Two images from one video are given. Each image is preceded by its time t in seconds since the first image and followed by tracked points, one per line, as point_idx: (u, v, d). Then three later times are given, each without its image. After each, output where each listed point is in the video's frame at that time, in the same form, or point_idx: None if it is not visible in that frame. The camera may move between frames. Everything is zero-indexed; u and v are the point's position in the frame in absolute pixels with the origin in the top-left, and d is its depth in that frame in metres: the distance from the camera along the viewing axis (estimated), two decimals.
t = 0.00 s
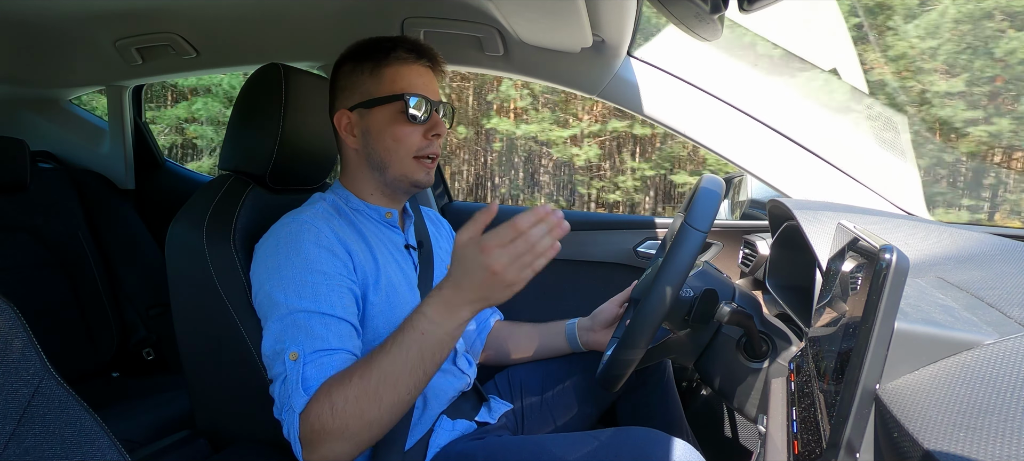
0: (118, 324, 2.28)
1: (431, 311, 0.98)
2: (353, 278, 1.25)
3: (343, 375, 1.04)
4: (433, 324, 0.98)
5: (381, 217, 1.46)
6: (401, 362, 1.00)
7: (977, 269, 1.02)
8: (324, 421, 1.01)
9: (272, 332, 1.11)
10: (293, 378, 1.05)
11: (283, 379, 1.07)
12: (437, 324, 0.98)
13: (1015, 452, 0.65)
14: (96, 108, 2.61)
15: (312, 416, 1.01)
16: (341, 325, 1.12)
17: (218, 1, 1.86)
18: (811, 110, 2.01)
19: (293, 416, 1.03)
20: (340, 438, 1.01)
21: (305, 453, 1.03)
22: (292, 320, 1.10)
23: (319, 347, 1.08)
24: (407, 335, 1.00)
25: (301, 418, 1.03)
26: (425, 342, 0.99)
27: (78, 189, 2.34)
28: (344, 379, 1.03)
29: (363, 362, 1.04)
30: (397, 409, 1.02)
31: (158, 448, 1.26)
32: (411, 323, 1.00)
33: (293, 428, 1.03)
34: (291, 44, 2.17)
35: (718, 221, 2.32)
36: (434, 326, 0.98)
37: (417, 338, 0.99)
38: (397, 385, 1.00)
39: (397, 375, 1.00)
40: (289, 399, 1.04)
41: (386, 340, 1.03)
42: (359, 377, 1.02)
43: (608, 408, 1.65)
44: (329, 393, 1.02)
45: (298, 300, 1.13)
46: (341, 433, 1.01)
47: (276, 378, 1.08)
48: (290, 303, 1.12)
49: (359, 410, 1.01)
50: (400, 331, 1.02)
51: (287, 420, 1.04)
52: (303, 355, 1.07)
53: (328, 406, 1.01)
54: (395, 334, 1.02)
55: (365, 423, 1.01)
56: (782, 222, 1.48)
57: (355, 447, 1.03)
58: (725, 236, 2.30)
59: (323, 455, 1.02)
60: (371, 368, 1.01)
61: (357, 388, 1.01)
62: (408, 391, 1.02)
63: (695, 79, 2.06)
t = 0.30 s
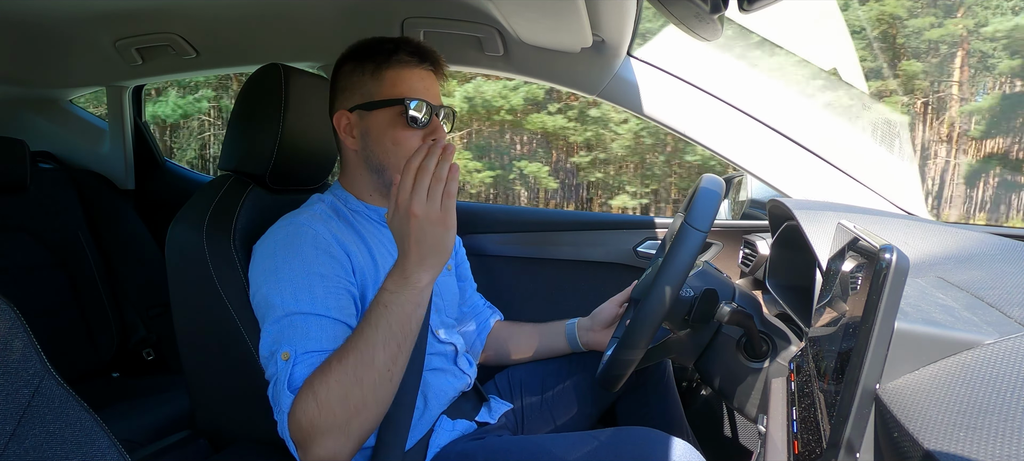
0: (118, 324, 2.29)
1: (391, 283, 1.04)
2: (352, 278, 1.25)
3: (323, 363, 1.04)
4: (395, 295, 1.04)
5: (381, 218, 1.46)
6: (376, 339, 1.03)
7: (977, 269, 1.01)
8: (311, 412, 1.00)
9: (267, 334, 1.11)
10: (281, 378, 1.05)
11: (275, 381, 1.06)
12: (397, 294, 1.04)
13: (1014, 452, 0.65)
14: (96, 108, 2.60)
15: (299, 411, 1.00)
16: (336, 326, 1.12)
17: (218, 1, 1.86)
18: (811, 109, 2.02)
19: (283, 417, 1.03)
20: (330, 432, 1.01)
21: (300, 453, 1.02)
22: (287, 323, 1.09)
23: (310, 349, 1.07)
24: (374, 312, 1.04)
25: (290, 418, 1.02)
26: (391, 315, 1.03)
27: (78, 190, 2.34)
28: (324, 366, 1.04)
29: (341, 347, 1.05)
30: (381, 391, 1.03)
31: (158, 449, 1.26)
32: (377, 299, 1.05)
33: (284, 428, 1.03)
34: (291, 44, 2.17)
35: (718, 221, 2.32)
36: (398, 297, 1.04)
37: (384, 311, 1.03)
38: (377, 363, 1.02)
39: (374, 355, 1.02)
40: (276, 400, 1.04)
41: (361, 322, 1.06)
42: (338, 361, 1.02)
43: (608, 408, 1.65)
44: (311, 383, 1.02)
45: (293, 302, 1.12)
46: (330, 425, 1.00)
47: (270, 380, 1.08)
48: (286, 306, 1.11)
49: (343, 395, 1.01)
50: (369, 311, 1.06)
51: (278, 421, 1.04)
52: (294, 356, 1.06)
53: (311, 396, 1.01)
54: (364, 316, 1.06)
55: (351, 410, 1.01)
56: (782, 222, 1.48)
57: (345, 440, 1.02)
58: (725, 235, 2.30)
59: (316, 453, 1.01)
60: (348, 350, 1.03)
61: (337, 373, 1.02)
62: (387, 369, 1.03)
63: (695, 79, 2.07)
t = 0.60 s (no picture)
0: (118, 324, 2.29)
1: (445, 315, 1.03)
2: (353, 277, 1.25)
3: (350, 373, 1.04)
4: (444, 326, 1.02)
5: (381, 217, 1.46)
6: (411, 360, 1.02)
7: (977, 269, 1.01)
8: (332, 417, 1.00)
9: (274, 331, 1.11)
10: (296, 376, 1.04)
11: (286, 378, 1.06)
12: (448, 325, 1.02)
13: (1014, 452, 0.65)
14: (95, 108, 2.60)
15: (317, 414, 1.00)
16: (343, 323, 1.12)
17: (218, 2, 1.86)
18: (811, 112, 2.02)
19: (297, 414, 1.03)
20: (343, 436, 1.00)
21: (308, 452, 1.02)
22: (295, 319, 1.10)
23: (323, 346, 1.07)
24: (418, 334, 1.03)
25: (304, 417, 1.02)
26: (436, 341, 1.02)
27: (77, 190, 2.34)
28: (351, 376, 1.03)
29: (371, 359, 1.04)
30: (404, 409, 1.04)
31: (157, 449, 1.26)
32: (422, 323, 1.04)
33: (296, 426, 1.03)
34: (290, 44, 2.17)
35: (718, 221, 2.32)
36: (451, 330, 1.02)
37: (428, 338, 1.02)
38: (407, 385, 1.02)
39: (407, 374, 1.02)
40: (293, 396, 1.03)
41: (396, 339, 1.06)
42: (369, 374, 1.02)
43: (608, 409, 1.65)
44: (335, 389, 1.02)
45: (299, 299, 1.12)
46: (347, 431, 1.00)
47: (279, 377, 1.07)
48: (291, 303, 1.12)
49: (367, 407, 1.01)
50: (411, 331, 1.05)
51: (290, 418, 1.04)
52: (307, 353, 1.06)
53: (334, 402, 1.01)
54: (405, 334, 1.05)
55: (371, 421, 1.02)
56: (782, 222, 1.49)
57: (358, 446, 1.02)
58: (725, 235, 2.30)
59: (328, 454, 1.01)
60: (382, 366, 1.02)
61: (367, 385, 1.01)
62: (415, 390, 1.03)
63: (695, 79, 2.07)
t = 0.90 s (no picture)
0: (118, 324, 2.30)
1: (448, 319, 1.03)
2: (353, 278, 1.25)
3: (351, 375, 1.04)
4: (448, 330, 1.03)
5: (381, 218, 1.46)
6: (414, 363, 1.02)
7: (977, 269, 1.01)
8: (332, 419, 1.00)
9: (273, 333, 1.11)
10: (295, 378, 1.04)
11: (284, 380, 1.06)
12: (452, 329, 1.03)
13: (1014, 452, 0.64)
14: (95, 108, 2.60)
15: (317, 416, 1.00)
16: (341, 326, 1.12)
17: (218, 2, 1.86)
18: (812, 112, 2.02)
19: (295, 416, 1.02)
20: (342, 437, 1.00)
21: (306, 454, 1.02)
22: (294, 320, 1.09)
23: (321, 348, 1.07)
24: (420, 337, 1.03)
25: (303, 419, 1.02)
26: (439, 346, 1.03)
27: (77, 190, 2.34)
28: (351, 378, 1.03)
29: (373, 362, 1.05)
30: (405, 411, 1.04)
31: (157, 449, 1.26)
32: (427, 328, 1.04)
33: (294, 428, 1.02)
34: (291, 44, 2.17)
35: (718, 221, 2.33)
36: (456, 335, 1.03)
37: (432, 343, 1.03)
38: (409, 389, 1.02)
39: (409, 377, 1.02)
40: (292, 399, 1.03)
41: (399, 343, 1.06)
42: (371, 376, 1.02)
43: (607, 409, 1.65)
44: (336, 391, 1.02)
45: (298, 300, 1.12)
46: (347, 433, 1.00)
47: (277, 379, 1.07)
48: (290, 303, 1.12)
49: (369, 410, 1.01)
50: (414, 335, 1.05)
51: (287, 420, 1.03)
52: (304, 356, 1.06)
53: (335, 405, 1.00)
54: (408, 338, 1.05)
55: (371, 423, 1.01)
56: (782, 222, 1.49)
57: (356, 447, 1.02)
58: (725, 235, 2.30)
59: (326, 456, 1.01)
60: (384, 369, 1.02)
61: (368, 387, 1.01)
62: (417, 393, 1.03)
63: (695, 79, 2.06)
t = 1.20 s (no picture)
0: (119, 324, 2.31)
1: (448, 319, 1.03)
2: (353, 277, 1.25)
3: (351, 375, 1.04)
4: (448, 330, 1.03)
5: (381, 218, 1.46)
6: (414, 363, 1.02)
7: (977, 269, 1.01)
8: (333, 419, 1.00)
9: (274, 332, 1.11)
10: (295, 377, 1.04)
11: (284, 379, 1.06)
12: (452, 329, 1.03)
13: (1014, 452, 0.64)
14: (95, 108, 2.60)
15: (318, 415, 1.00)
16: (342, 326, 1.12)
17: (218, 2, 1.86)
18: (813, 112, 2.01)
19: (296, 416, 1.02)
20: (342, 437, 1.00)
21: (306, 453, 1.02)
22: (294, 320, 1.10)
23: (321, 348, 1.07)
24: (421, 338, 1.03)
25: (303, 419, 1.02)
26: (439, 346, 1.03)
27: (77, 189, 2.34)
28: (352, 378, 1.03)
29: (374, 362, 1.05)
30: (404, 411, 1.04)
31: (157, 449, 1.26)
32: (427, 328, 1.04)
33: (295, 428, 1.02)
34: (291, 44, 2.17)
35: (718, 221, 2.33)
36: (456, 334, 1.03)
37: (432, 343, 1.03)
38: (410, 390, 1.02)
39: (410, 377, 1.02)
40: (292, 399, 1.03)
41: (399, 343, 1.06)
42: (372, 376, 1.02)
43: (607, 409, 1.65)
44: (337, 391, 1.02)
45: (298, 300, 1.12)
46: (347, 432, 1.00)
47: (278, 378, 1.07)
48: (290, 303, 1.12)
49: (369, 410, 1.01)
50: (415, 335, 1.05)
51: (288, 420, 1.03)
52: (304, 355, 1.05)
53: (336, 405, 1.00)
54: (409, 338, 1.05)
55: (372, 422, 1.01)
56: (782, 221, 1.48)
57: (357, 447, 1.02)
58: (726, 235, 2.30)
59: (326, 455, 1.01)
60: (385, 369, 1.02)
61: (368, 387, 1.01)
62: (417, 393, 1.03)
63: (695, 79, 2.06)
